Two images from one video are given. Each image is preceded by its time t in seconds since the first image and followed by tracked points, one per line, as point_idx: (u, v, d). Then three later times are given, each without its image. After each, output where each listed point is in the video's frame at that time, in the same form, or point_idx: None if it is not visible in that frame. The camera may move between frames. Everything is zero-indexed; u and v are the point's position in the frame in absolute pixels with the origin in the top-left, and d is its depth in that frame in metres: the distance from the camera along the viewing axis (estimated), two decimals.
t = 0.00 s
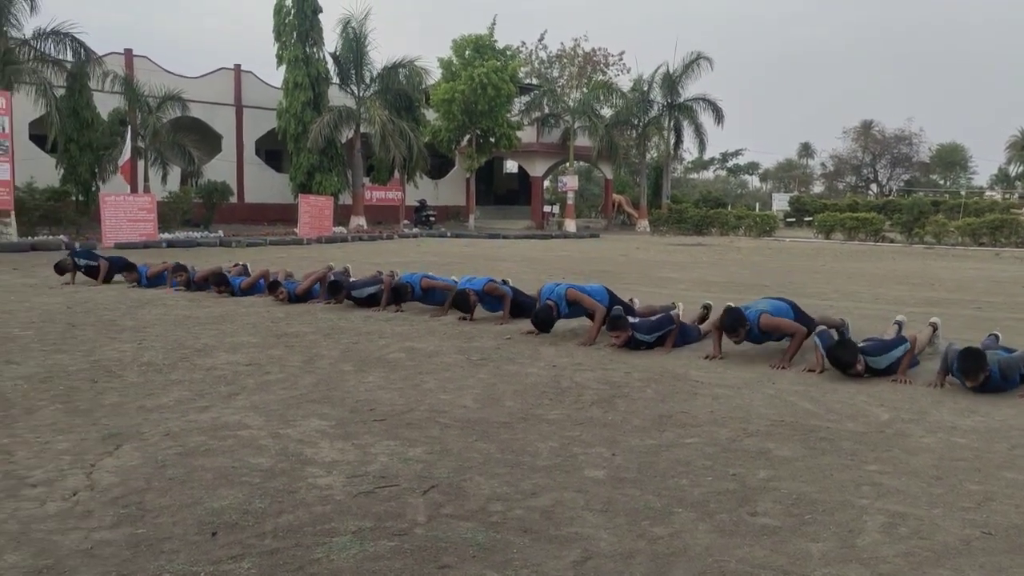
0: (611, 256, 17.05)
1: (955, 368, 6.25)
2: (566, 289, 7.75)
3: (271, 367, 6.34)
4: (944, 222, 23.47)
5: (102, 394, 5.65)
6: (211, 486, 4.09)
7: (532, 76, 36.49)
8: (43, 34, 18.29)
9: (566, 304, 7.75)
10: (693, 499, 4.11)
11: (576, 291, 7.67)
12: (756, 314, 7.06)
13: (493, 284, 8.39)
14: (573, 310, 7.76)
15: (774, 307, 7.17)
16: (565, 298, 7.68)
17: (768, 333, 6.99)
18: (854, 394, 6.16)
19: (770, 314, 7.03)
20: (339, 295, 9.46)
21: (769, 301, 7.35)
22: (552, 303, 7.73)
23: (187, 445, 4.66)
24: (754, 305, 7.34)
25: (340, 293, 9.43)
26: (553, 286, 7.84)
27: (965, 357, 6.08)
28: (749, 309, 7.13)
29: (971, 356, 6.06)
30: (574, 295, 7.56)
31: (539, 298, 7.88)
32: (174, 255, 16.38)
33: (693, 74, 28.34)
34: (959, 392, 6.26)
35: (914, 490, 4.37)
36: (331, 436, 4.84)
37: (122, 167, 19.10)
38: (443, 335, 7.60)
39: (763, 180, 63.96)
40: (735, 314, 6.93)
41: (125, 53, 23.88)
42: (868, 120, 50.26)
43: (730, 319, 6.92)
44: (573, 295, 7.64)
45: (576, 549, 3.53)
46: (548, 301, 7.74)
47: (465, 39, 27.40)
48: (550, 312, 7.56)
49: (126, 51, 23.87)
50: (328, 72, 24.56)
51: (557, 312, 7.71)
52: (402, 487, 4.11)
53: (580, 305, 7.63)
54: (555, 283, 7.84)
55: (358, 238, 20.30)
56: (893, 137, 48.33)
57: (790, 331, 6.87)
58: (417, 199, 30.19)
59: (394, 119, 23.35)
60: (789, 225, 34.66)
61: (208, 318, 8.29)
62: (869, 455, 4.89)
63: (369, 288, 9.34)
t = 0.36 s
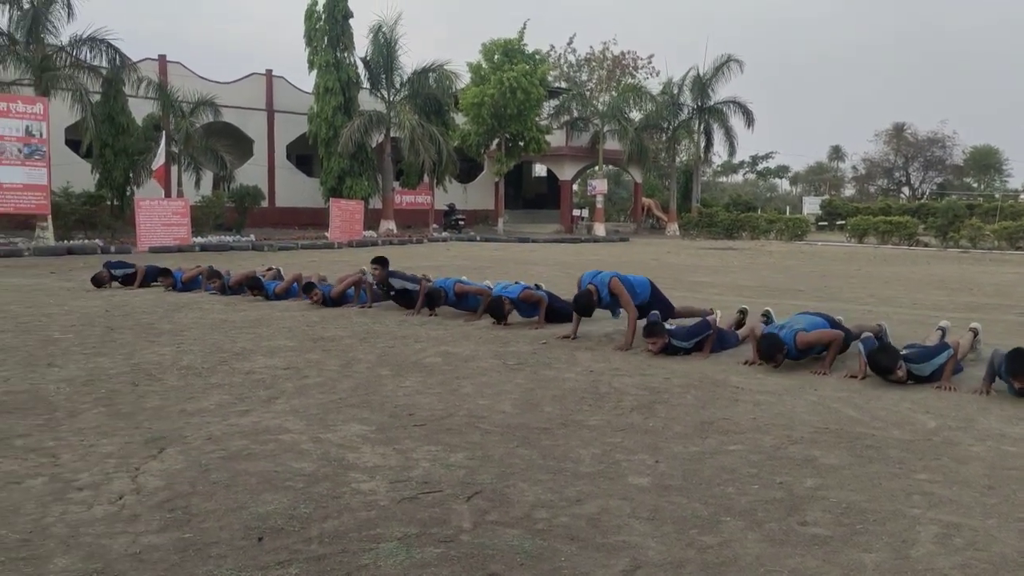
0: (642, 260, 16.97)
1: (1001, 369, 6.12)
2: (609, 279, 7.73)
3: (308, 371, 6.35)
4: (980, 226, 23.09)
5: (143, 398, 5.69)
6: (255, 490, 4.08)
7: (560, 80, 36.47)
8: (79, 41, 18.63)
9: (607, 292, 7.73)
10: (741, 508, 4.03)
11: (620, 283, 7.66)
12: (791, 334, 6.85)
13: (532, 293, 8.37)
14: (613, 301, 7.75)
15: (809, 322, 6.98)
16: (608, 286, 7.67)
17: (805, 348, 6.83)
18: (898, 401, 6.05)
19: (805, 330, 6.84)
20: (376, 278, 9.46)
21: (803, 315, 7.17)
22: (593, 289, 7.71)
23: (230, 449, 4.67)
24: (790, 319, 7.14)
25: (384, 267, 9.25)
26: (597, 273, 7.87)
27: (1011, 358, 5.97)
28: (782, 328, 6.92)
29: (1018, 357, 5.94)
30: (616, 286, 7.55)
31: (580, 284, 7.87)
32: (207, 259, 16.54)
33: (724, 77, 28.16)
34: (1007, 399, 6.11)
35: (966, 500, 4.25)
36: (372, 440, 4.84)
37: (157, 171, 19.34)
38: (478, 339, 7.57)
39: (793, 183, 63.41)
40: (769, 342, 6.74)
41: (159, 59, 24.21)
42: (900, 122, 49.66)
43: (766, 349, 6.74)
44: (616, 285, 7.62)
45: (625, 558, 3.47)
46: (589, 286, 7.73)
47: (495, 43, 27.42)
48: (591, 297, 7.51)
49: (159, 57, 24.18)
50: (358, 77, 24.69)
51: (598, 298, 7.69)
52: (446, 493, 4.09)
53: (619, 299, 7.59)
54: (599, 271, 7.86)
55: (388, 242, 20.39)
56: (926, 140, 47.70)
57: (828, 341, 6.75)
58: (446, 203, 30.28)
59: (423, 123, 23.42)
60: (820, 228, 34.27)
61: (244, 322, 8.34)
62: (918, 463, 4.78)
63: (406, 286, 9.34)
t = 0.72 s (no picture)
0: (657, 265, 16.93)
1: None
2: (637, 282, 7.55)
3: (327, 377, 6.35)
4: (997, 231, 22.90)
5: (163, 403, 5.71)
6: (278, 497, 4.07)
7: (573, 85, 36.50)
8: (96, 48, 18.76)
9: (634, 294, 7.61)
10: (766, 516, 3.99)
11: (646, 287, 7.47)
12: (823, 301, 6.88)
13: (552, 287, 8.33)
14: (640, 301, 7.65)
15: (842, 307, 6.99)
16: (634, 289, 7.54)
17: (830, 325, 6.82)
18: (922, 407, 5.99)
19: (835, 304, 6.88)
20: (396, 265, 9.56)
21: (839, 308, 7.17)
22: (619, 289, 7.61)
23: (251, 454, 4.66)
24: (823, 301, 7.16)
25: (407, 253, 9.25)
26: (625, 272, 7.69)
27: None
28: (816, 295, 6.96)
29: None
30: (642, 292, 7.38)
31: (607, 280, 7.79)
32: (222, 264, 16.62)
33: (737, 82, 28.09)
34: None
35: (995, 508, 4.18)
36: (393, 447, 4.82)
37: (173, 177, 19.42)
38: (496, 345, 7.56)
39: (807, 188, 63.15)
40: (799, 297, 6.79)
41: (175, 65, 24.35)
42: (915, 127, 49.42)
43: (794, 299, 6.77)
44: (642, 289, 7.46)
45: (651, 565, 3.44)
46: (616, 286, 7.65)
47: (508, 49, 27.45)
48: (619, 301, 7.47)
49: (175, 63, 24.33)
50: (372, 83, 24.77)
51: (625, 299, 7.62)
52: (468, 500, 4.07)
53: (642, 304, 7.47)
54: (626, 270, 7.69)
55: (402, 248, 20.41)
56: (941, 145, 47.43)
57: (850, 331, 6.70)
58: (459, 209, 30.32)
59: (437, 129, 23.47)
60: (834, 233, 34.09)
61: (262, 327, 8.35)
62: (944, 471, 4.72)
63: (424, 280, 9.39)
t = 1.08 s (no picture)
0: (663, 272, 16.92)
1: None
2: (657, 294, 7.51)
3: (336, 385, 6.34)
4: (1003, 237, 22.88)
5: (172, 411, 5.71)
6: (289, 506, 4.07)
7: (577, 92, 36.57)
8: (102, 56, 18.84)
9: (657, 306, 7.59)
10: (779, 525, 3.98)
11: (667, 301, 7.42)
12: (840, 296, 6.78)
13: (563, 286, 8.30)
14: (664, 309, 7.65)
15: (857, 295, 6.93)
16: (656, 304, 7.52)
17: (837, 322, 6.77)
18: (932, 415, 5.97)
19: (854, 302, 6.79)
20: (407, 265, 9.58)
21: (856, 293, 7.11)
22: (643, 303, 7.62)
23: (261, 463, 4.66)
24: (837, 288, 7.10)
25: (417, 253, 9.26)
26: (646, 285, 7.63)
27: None
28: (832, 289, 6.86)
29: None
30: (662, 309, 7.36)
31: (630, 296, 7.75)
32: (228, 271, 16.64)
33: (741, 88, 28.13)
34: None
35: (1009, 517, 4.16)
36: (403, 455, 4.81)
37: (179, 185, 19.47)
38: (504, 352, 7.55)
39: (811, 194, 63.13)
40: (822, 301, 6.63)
41: (180, 74, 24.42)
42: (919, 133, 49.44)
43: (815, 302, 6.61)
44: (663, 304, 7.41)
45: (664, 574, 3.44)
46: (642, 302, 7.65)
47: (513, 56, 27.49)
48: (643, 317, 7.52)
49: (180, 72, 24.41)
50: (377, 91, 24.83)
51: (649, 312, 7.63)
52: (480, 508, 4.06)
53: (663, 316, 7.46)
54: (648, 283, 7.61)
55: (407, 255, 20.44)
56: (945, 150, 47.42)
57: (854, 337, 6.72)
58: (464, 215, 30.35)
59: (441, 136, 23.51)
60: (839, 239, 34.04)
61: (269, 335, 8.35)
62: (956, 479, 4.70)
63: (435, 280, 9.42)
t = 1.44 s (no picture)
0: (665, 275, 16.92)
1: None
2: (662, 298, 7.53)
3: (337, 389, 6.35)
4: (1004, 238, 22.88)
5: (174, 415, 5.72)
6: (292, 510, 4.08)
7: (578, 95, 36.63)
8: (104, 60, 18.91)
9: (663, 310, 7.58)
10: (781, 528, 3.98)
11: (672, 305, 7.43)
12: (847, 305, 6.75)
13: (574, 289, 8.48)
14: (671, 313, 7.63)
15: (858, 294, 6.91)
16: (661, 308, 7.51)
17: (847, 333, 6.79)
18: (934, 417, 5.97)
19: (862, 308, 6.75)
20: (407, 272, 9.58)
21: (856, 283, 7.07)
22: (648, 311, 7.59)
23: (263, 468, 4.67)
24: (839, 286, 7.03)
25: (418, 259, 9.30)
26: (651, 292, 7.64)
27: None
28: (838, 299, 6.83)
29: None
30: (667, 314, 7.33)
31: (636, 302, 7.75)
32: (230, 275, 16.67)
33: (742, 90, 28.16)
34: None
35: (1011, 519, 4.17)
36: (405, 459, 4.82)
37: (181, 189, 19.48)
38: (506, 356, 7.56)
39: (813, 196, 63.10)
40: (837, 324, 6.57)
41: (182, 77, 24.46)
42: (919, 134, 49.45)
43: (829, 325, 6.55)
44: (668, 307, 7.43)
45: None
46: (647, 308, 7.63)
47: (514, 59, 27.52)
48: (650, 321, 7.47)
49: (182, 75, 24.44)
50: (378, 94, 24.87)
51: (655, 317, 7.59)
52: (482, 512, 4.07)
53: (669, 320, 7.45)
54: (652, 290, 7.62)
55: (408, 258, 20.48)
56: (946, 152, 47.39)
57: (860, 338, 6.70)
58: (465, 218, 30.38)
59: (443, 139, 23.55)
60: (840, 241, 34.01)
61: (271, 339, 8.37)
62: (958, 482, 4.71)
63: (437, 285, 9.45)
